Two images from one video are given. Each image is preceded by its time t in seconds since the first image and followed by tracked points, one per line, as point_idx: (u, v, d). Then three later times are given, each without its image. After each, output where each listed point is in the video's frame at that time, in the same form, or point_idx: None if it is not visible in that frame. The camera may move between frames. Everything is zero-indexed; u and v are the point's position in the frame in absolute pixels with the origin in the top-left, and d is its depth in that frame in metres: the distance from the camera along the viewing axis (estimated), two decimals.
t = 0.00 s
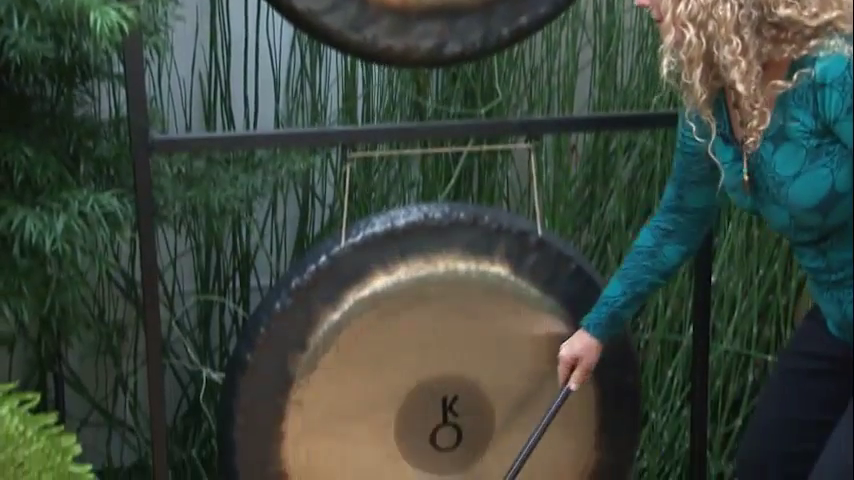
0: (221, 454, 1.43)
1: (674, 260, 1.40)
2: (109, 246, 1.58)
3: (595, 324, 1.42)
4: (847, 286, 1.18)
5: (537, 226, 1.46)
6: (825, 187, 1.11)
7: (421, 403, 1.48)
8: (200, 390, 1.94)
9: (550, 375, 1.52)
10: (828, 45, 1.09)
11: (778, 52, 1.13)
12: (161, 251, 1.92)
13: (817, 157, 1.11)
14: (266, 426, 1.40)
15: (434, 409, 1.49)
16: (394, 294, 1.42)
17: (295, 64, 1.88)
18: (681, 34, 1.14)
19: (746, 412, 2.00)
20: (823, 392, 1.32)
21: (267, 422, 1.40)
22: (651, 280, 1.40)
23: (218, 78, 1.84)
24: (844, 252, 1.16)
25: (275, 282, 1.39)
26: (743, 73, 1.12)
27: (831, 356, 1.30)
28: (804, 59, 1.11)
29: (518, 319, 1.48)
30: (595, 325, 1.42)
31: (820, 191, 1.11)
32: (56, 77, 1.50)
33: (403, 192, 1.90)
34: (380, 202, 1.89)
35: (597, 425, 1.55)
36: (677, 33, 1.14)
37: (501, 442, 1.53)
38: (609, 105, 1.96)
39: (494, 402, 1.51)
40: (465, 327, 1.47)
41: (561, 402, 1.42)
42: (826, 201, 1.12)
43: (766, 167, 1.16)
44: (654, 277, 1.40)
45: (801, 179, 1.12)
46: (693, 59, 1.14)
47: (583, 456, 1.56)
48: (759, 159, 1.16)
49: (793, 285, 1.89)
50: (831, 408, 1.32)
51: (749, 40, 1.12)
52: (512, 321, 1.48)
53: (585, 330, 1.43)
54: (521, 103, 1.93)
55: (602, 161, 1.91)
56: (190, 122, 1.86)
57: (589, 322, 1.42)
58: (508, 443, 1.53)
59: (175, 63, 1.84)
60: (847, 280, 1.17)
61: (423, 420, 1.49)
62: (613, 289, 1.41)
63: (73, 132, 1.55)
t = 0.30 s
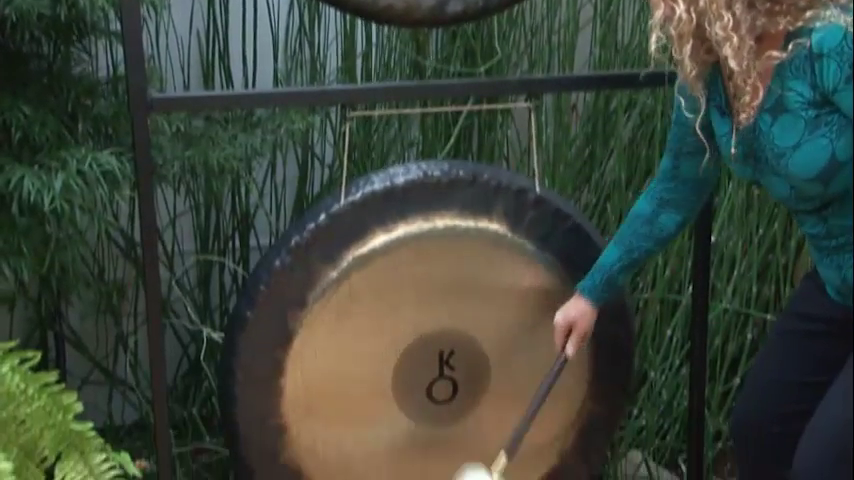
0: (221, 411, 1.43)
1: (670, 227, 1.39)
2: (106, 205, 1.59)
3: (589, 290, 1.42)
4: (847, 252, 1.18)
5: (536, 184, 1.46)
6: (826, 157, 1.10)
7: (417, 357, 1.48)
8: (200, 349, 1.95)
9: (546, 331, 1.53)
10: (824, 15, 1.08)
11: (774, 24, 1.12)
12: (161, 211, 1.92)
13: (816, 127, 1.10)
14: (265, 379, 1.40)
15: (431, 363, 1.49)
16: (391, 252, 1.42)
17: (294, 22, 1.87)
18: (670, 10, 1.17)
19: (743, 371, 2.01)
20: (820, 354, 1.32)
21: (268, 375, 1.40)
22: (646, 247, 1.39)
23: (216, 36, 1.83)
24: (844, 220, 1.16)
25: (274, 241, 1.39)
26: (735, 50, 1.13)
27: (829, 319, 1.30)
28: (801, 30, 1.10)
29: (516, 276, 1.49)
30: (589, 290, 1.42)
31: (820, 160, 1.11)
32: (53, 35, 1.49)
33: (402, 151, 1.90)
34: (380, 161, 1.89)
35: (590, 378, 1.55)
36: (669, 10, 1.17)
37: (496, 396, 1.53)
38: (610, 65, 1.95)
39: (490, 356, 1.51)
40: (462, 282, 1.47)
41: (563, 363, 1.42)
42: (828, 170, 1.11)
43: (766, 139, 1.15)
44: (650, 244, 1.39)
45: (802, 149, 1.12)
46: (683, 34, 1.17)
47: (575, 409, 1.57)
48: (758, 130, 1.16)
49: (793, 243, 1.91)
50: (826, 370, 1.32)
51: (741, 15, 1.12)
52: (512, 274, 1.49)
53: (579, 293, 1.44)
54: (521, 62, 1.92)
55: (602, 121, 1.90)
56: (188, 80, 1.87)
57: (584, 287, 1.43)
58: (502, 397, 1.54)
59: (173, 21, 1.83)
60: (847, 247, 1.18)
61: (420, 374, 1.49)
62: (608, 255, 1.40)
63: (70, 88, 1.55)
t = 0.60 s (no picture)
0: (219, 374, 1.44)
1: (705, 168, 1.43)
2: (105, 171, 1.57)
3: (612, 216, 1.45)
4: (840, 207, 1.20)
5: (534, 151, 1.46)
6: (825, 108, 1.13)
7: (412, 320, 1.48)
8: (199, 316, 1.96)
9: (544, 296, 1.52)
10: None
11: None
12: (159, 178, 1.92)
13: (818, 78, 1.13)
14: (262, 342, 1.41)
15: (426, 326, 1.49)
16: (388, 219, 1.42)
17: None
18: None
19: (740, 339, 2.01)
20: (818, 316, 1.32)
21: (266, 338, 1.41)
22: (678, 183, 1.44)
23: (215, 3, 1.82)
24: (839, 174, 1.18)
25: (272, 205, 1.39)
26: None
27: (825, 280, 1.30)
28: None
29: (514, 242, 1.49)
30: (611, 215, 1.45)
31: (818, 111, 1.14)
32: None
33: (402, 118, 1.89)
34: (379, 128, 1.88)
35: (583, 340, 1.55)
36: None
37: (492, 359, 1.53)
38: (611, 31, 1.93)
39: (484, 319, 1.51)
40: (459, 248, 1.47)
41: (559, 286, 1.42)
42: (825, 122, 1.14)
43: (765, 88, 1.18)
44: (683, 181, 1.44)
45: (801, 100, 1.15)
46: None
47: (568, 371, 1.57)
48: (758, 80, 1.19)
49: (793, 211, 1.94)
50: (826, 332, 1.33)
51: None
52: (508, 246, 1.48)
53: (601, 219, 1.45)
54: (521, 29, 1.89)
55: (603, 88, 1.89)
56: (187, 47, 1.87)
57: (607, 211, 1.45)
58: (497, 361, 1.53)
59: None
60: (841, 201, 1.19)
61: (415, 339, 1.49)
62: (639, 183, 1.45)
63: (68, 55, 1.54)
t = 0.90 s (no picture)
0: (220, 350, 1.44)
1: (705, 156, 1.42)
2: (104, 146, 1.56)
3: (615, 208, 1.44)
4: (842, 183, 1.19)
5: (536, 127, 1.46)
6: (831, 87, 1.13)
7: (413, 297, 1.48)
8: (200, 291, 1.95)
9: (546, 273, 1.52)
10: None
11: None
12: (159, 153, 1.91)
13: (823, 57, 1.13)
14: (262, 316, 1.41)
15: (427, 303, 1.49)
16: (390, 196, 1.42)
17: None
18: None
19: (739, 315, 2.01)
20: (820, 291, 1.33)
21: (266, 313, 1.41)
22: (679, 172, 1.43)
23: None
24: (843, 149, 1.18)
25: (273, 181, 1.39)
26: None
27: (828, 256, 1.31)
28: None
29: (515, 218, 1.48)
30: (613, 206, 1.44)
31: (824, 90, 1.13)
32: None
33: (402, 94, 1.89)
34: (379, 103, 1.87)
35: (585, 319, 1.55)
36: None
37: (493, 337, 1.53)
38: (611, 6, 1.92)
39: (486, 297, 1.51)
40: (460, 225, 1.46)
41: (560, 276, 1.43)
42: (830, 101, 1.14)
43: (770, 68, 1.17)
44: (684, 170, 1.43)
45: (807, 79, 1.14)
46: None
47: (570, 349, 1.57)
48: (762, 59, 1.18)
49: (794, 187, 1.94)
50: (829, 307, 1.33)
51: None
52: (509, 224, 1.48)
53: (603, 210, 1.45)
54: (521, 4, 1.89)
55: (603, 63, 1.89)
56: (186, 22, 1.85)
57: (609, 203, 1.45)
58: (499, 338, 1.53)
59: None
60: (844, 178, 1.19)
61: (417, 316, 1.49)
62: (643, 173, 1.44)
63: (66, 28, 1.54)
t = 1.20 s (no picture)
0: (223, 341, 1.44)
1: (689, 159, 1.40)
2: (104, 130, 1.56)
3: (607, 224, 1.44)
4: (844, 177, 1.19)
5: (538, 112, 1.45)
6: (829, 83, 1.12)
7: (418, 287, 1.48)
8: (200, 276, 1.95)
9: (548, 259, 1.52)
10: None
11: None
12: (158, 137, 1.91)
13: (821, 52, 1.12)
14: (266, 304, 1.40)
15: (432, 293, 1.49)
16: (393, 182, 1.41)
17: None
18: None
19: (740, 299, 2.02)
20: (821, 278, 1.32)
21: (271, 305, 1.40)
22: (665, 178, 1.41)
23: None
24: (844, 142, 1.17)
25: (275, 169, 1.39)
26: None
27: (830, 243, 1.30)
28: None
29: (517, 204, 1.48)
30: (606, 222, 1.44)
31: (823, 87, 1.13)
32: None
33: (402, 77, 1.89)
34: (380, 87, 1.87)
35: (589, 308, 1.56)
36: None
37: (498, 325, 1.54)
38: None
39: (491, 286, 1.51)
40: (464, 212, 1.46)
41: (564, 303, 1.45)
42: (830, 98, 1.13)
43: (770, 65, 1.18)
44: (670, 176, 1.41)
45: (805, 76, 1.14)
46: None
47: (577, 340, 1.57)
48: (762, 56, 1.19)
49: (793, 172, 1.94)
50: (830, 294, 1.33)
51: None
52: (513, 208, 1.48)
53: (597, 226, 1.45)
54: None
55: (604, 48, 1.89)
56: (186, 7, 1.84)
57: (602, 218, 1.44)
58: (504, 327, 1.54)
59: None
60: (847, 171, 1.18)
61: (421, 304, 1.49)
62: (626, 187, 1.42)
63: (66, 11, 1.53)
